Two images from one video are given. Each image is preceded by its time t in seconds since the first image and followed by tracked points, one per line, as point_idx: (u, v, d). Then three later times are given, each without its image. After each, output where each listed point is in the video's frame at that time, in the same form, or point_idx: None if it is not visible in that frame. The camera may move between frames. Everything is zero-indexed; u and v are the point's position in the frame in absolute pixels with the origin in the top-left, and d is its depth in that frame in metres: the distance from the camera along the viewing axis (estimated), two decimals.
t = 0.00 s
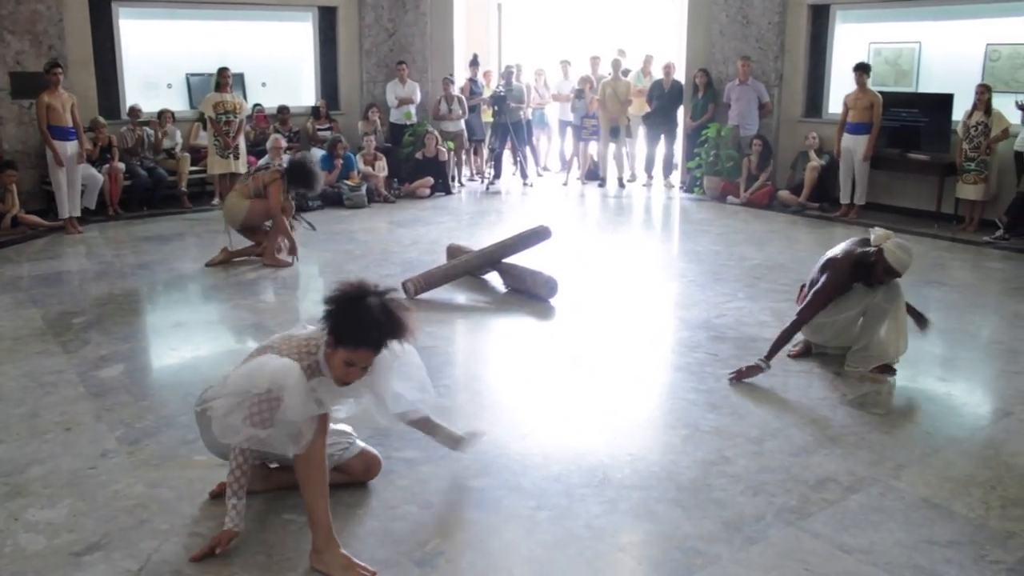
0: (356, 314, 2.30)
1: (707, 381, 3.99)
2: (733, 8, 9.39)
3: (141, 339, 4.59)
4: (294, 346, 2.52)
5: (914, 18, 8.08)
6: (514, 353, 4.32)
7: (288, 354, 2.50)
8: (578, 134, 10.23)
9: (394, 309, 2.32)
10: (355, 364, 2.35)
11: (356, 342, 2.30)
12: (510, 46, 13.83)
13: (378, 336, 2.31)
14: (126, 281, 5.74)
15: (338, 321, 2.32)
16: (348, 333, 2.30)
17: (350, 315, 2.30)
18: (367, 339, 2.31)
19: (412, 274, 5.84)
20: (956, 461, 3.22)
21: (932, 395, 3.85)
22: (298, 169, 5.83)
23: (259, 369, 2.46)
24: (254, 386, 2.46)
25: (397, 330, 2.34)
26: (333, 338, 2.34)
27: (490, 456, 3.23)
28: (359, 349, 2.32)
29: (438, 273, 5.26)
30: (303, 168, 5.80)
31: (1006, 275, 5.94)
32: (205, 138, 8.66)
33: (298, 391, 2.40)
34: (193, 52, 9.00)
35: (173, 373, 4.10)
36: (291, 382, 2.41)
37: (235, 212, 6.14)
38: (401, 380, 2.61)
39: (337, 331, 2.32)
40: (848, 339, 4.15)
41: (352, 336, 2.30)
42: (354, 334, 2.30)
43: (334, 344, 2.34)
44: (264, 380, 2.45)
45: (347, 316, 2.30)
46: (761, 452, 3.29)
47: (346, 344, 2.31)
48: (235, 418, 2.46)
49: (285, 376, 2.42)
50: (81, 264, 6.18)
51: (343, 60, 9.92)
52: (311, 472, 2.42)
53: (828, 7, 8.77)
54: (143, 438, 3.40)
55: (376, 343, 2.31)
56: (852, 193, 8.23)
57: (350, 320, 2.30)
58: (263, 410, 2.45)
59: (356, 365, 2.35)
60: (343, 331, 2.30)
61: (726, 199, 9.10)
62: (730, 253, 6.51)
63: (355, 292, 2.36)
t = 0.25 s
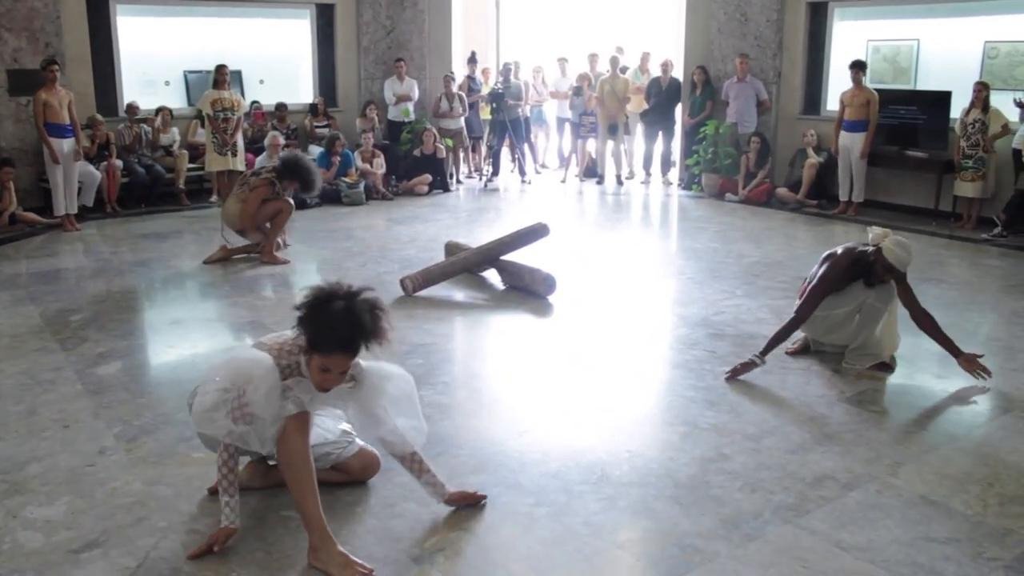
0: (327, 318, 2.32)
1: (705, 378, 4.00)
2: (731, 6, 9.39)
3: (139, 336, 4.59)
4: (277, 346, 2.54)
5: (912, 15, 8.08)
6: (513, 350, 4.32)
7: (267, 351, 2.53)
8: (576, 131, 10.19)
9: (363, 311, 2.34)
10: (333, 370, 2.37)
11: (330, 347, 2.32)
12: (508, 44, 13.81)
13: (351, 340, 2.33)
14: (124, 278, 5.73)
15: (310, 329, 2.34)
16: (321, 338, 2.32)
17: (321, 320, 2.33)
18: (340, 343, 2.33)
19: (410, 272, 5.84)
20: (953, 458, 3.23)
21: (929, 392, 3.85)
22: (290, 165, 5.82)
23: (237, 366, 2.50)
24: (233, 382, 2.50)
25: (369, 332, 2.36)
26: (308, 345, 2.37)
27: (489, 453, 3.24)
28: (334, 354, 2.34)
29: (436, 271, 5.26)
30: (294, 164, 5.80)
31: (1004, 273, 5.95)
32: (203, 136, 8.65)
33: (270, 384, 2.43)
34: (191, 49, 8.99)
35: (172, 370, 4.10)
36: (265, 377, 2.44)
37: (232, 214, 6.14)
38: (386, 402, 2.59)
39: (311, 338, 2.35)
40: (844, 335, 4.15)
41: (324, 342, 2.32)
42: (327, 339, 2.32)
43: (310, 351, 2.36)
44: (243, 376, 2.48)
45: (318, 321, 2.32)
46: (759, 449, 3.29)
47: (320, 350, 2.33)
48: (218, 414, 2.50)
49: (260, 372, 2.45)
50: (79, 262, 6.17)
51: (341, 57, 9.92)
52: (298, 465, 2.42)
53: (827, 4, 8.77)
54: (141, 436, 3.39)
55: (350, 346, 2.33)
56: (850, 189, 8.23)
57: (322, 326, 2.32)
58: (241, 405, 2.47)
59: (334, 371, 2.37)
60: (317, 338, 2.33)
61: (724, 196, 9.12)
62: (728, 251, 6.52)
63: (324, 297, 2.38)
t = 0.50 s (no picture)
0: (322, 317, 2.34)
1: (705, 373, 4.00)
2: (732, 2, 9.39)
3: (140, 331, 4.59)
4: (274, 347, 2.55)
5: (913, 11, 8.06)
6: (513, 345, 4.33)
7: (269, 353, 2.53)
8: (576, 127, 10.20)
9: (357, 310, 2.35)
10: (330, 367, 2.39)
11: (325, 345, 2.33)
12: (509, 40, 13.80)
13: (346, 338, 2.35)
14: (124, 274, 5.73)
15: (306, 327, 2.36)
16: (316, 337, 2.34)
17: (316, 318, 2.35)
18: (335, 340, 2.34)
19: (410, 267, 5.84)
20: (953, 454, 3.23)
21: (929, 388, 3.85)
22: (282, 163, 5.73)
23: (241, 368, 2.48)
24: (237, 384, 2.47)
25: (364, 330, 2.38)
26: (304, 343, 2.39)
27: (489, 449, 3.24)
28: (330, 351, 2.35)
29: (437, 266, 5.26)
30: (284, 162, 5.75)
31: (1004, 269, 5.94)
32: (203, 131, 8.64)
33: (277, 384, 2.42)
34: (191, 44, 8.97)
35: (172, 365, 4.10)
36: (273, 379, 2.43)
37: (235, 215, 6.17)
38: (385, 380, 2.61)
39: (307, 336, 2.37)
40: (846, 331, 4.15)
41: (320, 339, 2.34)
42: (323, 337, 2.34)
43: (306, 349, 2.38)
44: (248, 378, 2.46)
45: (313, 320, 2.34)
46: (759, 444, 3.29)
47: (315, 348, 2.35)
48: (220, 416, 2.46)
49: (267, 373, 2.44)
50: (78, 257, 6.17)
51: (341, 51, 9.92)
52: (301, 464, 2.41)
53: None
54: (141, 431, 3.40)
55: (345, 344, 2.34)
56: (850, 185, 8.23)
57: (317, 324, 2.34)
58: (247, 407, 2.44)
59: (331, 368, 2.39)
60: (312, 337, 2.34)
61: (724, 192, 9.13)
62: (728, 246, 6.52)
63: (319, 297, 2.40)
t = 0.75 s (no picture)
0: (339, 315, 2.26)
1: (706, 369, 4.00)
2: None
3: (140, 327, 4.59)
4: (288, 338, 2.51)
5: (915, 6, 8.05)
6: (514, 341, 4.33)
7: (286, 343, 2.46)
8: (578, 122, 10.19)
9: (375, 304, 2.27)
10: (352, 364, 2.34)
11: (345, 343, 2.27)
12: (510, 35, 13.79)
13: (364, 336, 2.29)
14: (125, 270, 5.73)
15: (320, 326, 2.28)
16: (334, 334, 2.27)
17: (333, 317, 2.27)
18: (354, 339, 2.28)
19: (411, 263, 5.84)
20: (954, 450, 3.23)
21: (930, 384, 3.85)
22: (284, 163, 5.63)
23: (268, 356, 2.42)
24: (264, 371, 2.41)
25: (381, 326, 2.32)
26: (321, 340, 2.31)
27: (489, 445, 3.24)
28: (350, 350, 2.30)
29: (437, 262, 5.27)
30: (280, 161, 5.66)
31: (1005, 265, 5.94)
32: (203, 127, 8.64)
33: (305, 372, 2.39)
34: (192, 40, 8.97)
35: (173, 361, 4.10)
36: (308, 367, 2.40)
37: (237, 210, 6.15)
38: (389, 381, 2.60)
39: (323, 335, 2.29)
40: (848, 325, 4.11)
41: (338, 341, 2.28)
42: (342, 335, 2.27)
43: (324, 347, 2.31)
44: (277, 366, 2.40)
45: (328, 318, 2.26)
46: (760, 440, 3.29)
47: (336, 347, 2.29)
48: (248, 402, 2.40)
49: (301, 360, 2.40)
50: (79, 253, 6.17)
51: (342, 47, 9.91)
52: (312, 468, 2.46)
53: None
54: (143, 426, 3.40)
55: (366, 340, 2.28)
56: (851, 180, 8.22)
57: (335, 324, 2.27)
58: (274, 395, 2.40)
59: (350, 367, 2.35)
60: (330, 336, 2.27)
61: (726, 188, 9.06)
62: (729, 242, 6.51)
63: (331, 294, 2.31)
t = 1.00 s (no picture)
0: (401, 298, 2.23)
1: (707, 365, 4.00)
2: None
3: (141, 323, 4.59)
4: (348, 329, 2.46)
5: (916, 3, 8.03)
6: (514, 337, 4.33)
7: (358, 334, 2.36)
8: (579, 119, 10.17)
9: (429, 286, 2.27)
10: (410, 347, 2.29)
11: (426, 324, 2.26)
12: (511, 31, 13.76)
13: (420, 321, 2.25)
14: (126, 266, 5.73)
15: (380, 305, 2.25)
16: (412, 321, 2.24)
17: (392, 299, 2.24)
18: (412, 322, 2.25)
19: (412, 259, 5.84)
20: (955, 447, 3.23)
21: (931, 380, 3.85)
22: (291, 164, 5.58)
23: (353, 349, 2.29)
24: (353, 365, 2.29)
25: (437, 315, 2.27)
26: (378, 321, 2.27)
27: (490, 441, 3.24)
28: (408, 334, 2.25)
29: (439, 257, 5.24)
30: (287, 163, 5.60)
31: (1006, 262, 5.93)
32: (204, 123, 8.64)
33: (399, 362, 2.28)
34: (192, 36, 8.97)
35: (174, 357, 4.10)
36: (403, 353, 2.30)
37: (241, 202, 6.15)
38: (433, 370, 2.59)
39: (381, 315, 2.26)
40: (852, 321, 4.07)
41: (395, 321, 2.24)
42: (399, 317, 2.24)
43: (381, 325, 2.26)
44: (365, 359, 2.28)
45: (401, 306, 2.22)
46: (760, 437, 3.29)
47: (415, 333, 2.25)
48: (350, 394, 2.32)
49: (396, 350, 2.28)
50: (80, 249, 6.17)
51: (342, 43, 9.90)
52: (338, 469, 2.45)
53: None
54: (144, 422, 3.40)
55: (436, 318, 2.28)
56: (850, 177, 8.22)
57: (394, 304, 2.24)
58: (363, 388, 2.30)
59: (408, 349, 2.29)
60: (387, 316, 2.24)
61: (726, 184, 9.08)
62: (730, 238, 6.51)
63: (388, 283, 2.25)
